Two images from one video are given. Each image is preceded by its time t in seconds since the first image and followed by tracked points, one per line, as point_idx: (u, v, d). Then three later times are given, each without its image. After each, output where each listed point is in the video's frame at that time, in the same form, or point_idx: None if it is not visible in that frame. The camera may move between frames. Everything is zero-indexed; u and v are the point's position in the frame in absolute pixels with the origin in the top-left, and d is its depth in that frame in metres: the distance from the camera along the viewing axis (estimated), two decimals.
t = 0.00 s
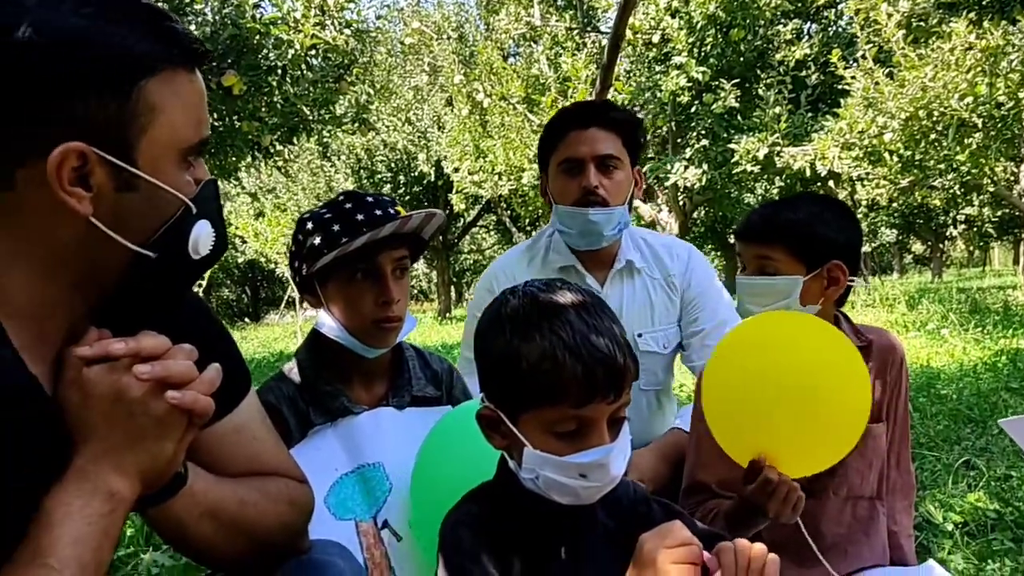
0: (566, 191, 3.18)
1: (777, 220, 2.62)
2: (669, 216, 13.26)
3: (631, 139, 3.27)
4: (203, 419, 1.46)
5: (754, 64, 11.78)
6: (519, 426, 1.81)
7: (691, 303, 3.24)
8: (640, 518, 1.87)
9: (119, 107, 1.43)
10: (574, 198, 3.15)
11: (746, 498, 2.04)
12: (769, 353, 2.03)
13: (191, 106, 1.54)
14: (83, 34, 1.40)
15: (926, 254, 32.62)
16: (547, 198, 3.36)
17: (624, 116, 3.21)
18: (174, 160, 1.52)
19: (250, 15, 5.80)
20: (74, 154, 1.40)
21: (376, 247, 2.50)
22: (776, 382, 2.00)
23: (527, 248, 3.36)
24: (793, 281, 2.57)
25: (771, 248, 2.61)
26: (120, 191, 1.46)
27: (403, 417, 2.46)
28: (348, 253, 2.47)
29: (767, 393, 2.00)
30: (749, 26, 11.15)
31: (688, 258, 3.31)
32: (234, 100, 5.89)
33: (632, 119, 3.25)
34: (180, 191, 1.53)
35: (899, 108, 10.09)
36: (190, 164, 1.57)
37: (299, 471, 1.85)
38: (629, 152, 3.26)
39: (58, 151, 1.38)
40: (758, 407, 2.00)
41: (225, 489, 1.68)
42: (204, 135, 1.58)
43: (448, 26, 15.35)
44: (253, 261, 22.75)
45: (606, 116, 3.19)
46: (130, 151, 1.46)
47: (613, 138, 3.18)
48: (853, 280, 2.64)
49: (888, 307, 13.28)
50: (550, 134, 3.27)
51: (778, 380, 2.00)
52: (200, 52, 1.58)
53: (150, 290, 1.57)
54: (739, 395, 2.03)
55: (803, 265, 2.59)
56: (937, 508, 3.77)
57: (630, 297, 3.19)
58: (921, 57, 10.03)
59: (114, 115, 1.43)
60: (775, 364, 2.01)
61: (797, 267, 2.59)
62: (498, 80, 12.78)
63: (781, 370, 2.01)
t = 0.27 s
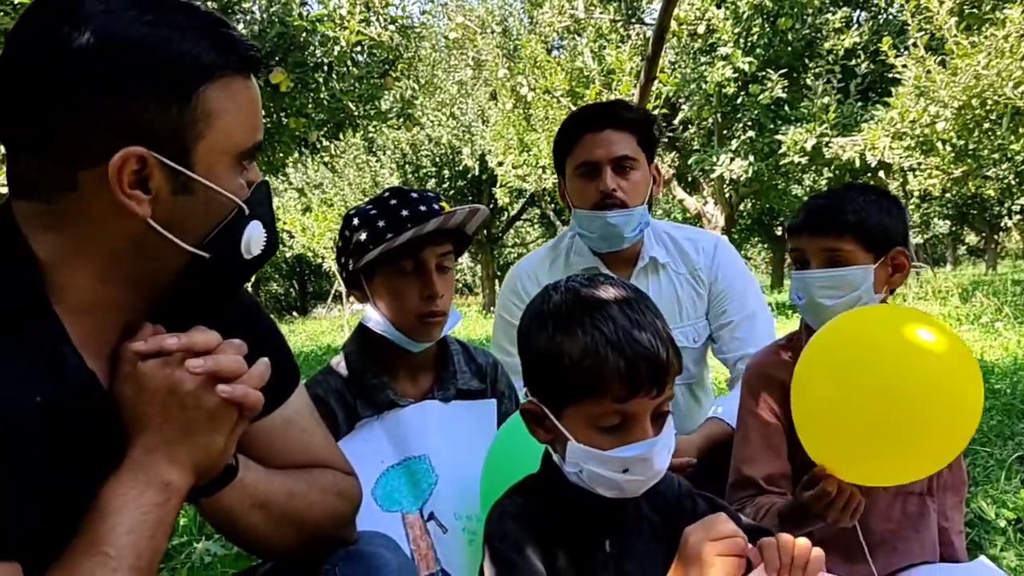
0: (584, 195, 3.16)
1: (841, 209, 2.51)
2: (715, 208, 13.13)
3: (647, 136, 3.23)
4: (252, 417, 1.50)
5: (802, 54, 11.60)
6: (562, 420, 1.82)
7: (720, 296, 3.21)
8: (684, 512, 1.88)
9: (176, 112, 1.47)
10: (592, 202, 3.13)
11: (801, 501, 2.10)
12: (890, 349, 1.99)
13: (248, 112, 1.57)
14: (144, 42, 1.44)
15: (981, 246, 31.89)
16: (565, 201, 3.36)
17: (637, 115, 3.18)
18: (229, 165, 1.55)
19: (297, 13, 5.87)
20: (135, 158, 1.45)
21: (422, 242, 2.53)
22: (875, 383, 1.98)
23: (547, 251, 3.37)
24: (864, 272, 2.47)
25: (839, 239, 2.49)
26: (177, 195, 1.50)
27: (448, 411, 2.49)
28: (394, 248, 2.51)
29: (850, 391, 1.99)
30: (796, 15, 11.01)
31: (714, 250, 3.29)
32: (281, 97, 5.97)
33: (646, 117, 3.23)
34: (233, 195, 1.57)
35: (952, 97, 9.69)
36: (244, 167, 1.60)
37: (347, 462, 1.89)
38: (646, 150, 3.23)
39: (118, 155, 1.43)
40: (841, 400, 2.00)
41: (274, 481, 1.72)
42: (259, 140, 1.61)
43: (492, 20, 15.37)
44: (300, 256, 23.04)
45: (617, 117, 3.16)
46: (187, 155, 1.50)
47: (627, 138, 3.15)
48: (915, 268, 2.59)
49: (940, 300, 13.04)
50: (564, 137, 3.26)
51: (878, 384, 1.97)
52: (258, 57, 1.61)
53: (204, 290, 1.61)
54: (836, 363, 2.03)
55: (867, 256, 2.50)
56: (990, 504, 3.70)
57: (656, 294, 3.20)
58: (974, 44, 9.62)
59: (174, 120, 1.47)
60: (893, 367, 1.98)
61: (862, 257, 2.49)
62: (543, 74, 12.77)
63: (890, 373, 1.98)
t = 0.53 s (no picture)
0: (625, 196, 3.15)
1: (890, 206, 2.53)
2: (749, 205, 13.02)
3: (689, 135, 3.20)
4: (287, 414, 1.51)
5: (838, 48, 11.48)
6: (596, 419, 1.81)
7: (757, 297, 3.19)
8: (719, 511, 1.87)
9: (208, 112, 1.49)
10: (633, 202, 3.12)
11: (836, 501, 2.07)
12: (950, 346, 1.91)
13: (280, 111, 1.58)
14: (178, 46, 1.46)
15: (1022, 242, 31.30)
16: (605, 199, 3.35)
17: (677, 114, 3.14)
18: (262, 163, 1.57)
19: (331, 15, 5.91)
20: (170, 158, 1.47)
21: (451, 241, 2.53)
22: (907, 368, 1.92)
23: (589, 248, 3.37)
24: (917, 267, 2.50)
25: (893, 235, 2.51)
26: (211, 194, 1.52)
27: (482, 410, 2.49)
28: (423, 248, 2.51)
29: (883, 374, 1.94)
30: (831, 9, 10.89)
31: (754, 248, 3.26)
32: (315, 98, 6.01)
33: (687, 116, 3.19)
34: (267, 194, 1.58)
35: (992, 91, 9.63)
36: (278, 167, 1.61)
37: (381, 460, 1.90)
38: (687, 149, 3.20)
39: (153, 157, 1.45)
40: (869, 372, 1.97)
41: (311, 478, 1.74)
42: (291, 140, 1.62)
43: (524, 19, 15.37)
44: (334, 256, 23.21)
45: (655, 117, 3.12)
46: (220, 156, 1.52)
47: (669, 138, 3.13)
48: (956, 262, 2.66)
49: (980, 296, 12.83)
50: (603, 137, 3.25)
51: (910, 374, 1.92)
52: (290, 57, 1.62)
53: (239, 289, 1.63)
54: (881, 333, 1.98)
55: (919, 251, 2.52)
56: None
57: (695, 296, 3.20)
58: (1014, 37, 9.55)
59: (207, 120, 1.49)
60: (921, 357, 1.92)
61: (913, 252, 2.51)
62: (574, 71, 12.75)
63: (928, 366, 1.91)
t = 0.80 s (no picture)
0: (642, 201, 3.14)
1: (900, 205, 2.53)
2: (755, 205, 13.01)
3: (706, 139, 3.19)
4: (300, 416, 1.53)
5: (842, 48, 11.48)
6: (605, 420, 1.82)
7: (770, 298, 3.20)
8: (728, 510, 1.87)
9: (212, 114, 1.50)
10: (650, 208, 3.12)
11: (847, 492, 2.05)
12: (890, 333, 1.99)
13: (284, 112, 1.60)
14: (180, 49, 1.48)
15: None
16: (621, 201, 3.35)
17: (695, 118, 3.15)
18: (267, 164, 1.58)
19: (336, 19, 5.93)
20: (175, 161, 1.48)
21: (459, 243, 2.54)
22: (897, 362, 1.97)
23: (604, 249, 3.38)
24: (928, 267, 2.49)
25: (906, 235, 2.51)
26: (218, 197, 1.54)
27: (491, 410, 2.50)
28: (432, 250, 2.52)
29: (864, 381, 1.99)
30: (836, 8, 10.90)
31: (768, 250, 3.26)
32: (321, 102, 6.03)
33: (704, 120, 3.18)
34: (273, 194, 1.60)
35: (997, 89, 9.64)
36: (283, 168, 1.63)
37: (392, 461, 1.91)
38: (705, 153, 3.19)
39: (159, 160, 1.47)
40: (858, 357, 2.01)
41: (320, 480, 1.74)
42: (296, 140, 1.64)
43: (528, 21, 15.39)
44: (341, 260, 23.24)
45: (675, 120, 3.13)
46: (226, 157, 1.53)
47: (687, 144, 3.13)
48: (964, 258, 2.69)
49: (988, 294, 12.80)
50: (621, 141, 3.25)
51: (898, 372, 1.96)
52: (293, 59, 1.64)
53: (248, 290, 1.64)
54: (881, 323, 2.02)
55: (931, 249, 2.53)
56: None
57: (709, 301, 3.20)
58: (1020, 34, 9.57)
59: (211, 120, 1.51)
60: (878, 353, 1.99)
61: (925, 251, 2.52)
62: (579, 73, 12.76)
63: (916, 368, 1.96)
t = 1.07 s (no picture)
0: (601, 214, 3.14)
1: (863, 212, 2.57)
2: (719, 210, 13.12)
3: (666, 151, 3.19)
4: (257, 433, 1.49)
5: (802, 55, 11.62)
6: (586, 428, 1.79)
7: (732, 303, 3.22)
8: (690, 517, 1.88)
9: (164, 123, 1.48)
10: (610, 221, 3.11)
11: (802, 499, 2.06)
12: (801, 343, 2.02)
13: (239, 122, 1.57)
14: (131, 57, 1.45)
15: (987, 243, 31.78)
16: (582, 211, 3.35)
17: (653, 131, 3.14)
18: (221, 175, 1.56)
19: (298, 27, 5.89)
20: (125, 171, 1.46)
21: (419, 253, 2.52)
22: (819, 372, 1.99)
23: (566, 260, 3.38)
24: (891, 272, 2.54)
25: (869, 242, 2.54)
26: (170, 209, 1.51)
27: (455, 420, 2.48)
28: (390, 260, 2.50)
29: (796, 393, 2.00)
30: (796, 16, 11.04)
31: (729, 256, 3.29)
32: (284, 110, 5.98)
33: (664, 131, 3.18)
34: (227, 207, 1.57)
35: (953, 95, 9.79)
36: (238, 179, 1.60)
37: (352, 474, 1.89)
38: (665, 164, 3.20)
39: (108, 170, 1.44)
40: (784, 369, 2.02)
41: (279, 495, 1.72)
42: (252, 150, 1.61)
43: (492, 29, 15.40)
44: (306, 269, 23.07)
45: (633, 133, 3.13)
46: (178, 168, 1.51)
47: (646, 156, 3.12)
48: (923, 263, 2.73)
49: (947, 297, 12.99)
50: (581, 151, 3.24)
51: (825, 382, 1.98)
52: (249, 67, 1.61)
53: (201, 304, 1.61)
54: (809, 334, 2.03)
55: (893, 255, 2.58)
56: (1002, 502, 3.67)
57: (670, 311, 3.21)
58: (974, 41, 9.74)
59: (162, 130, 1.48)
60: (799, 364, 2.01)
61: (887, 257, 2.56)
62: (543, 80, 12.80)
63: (846, 381, 1.98)
